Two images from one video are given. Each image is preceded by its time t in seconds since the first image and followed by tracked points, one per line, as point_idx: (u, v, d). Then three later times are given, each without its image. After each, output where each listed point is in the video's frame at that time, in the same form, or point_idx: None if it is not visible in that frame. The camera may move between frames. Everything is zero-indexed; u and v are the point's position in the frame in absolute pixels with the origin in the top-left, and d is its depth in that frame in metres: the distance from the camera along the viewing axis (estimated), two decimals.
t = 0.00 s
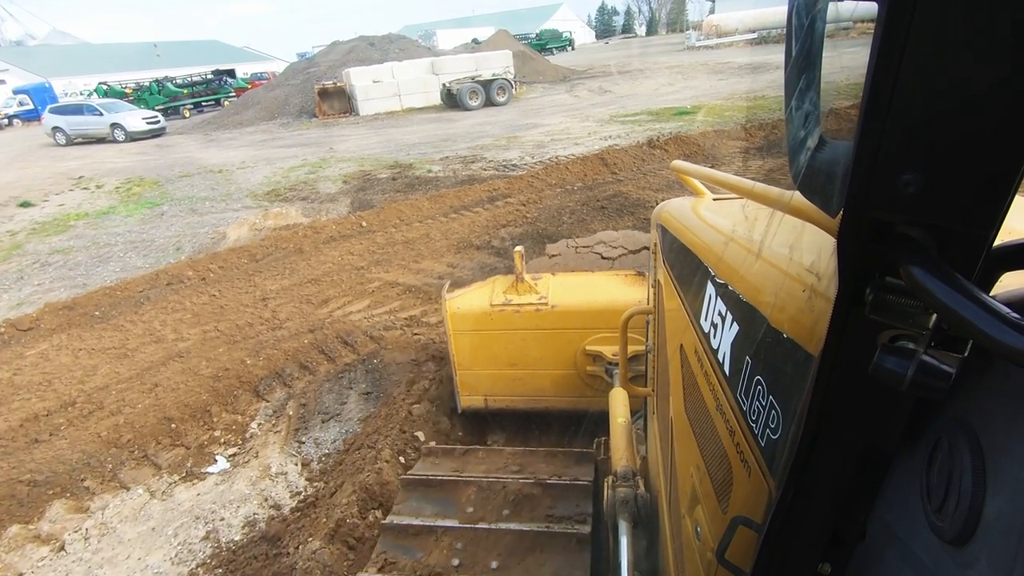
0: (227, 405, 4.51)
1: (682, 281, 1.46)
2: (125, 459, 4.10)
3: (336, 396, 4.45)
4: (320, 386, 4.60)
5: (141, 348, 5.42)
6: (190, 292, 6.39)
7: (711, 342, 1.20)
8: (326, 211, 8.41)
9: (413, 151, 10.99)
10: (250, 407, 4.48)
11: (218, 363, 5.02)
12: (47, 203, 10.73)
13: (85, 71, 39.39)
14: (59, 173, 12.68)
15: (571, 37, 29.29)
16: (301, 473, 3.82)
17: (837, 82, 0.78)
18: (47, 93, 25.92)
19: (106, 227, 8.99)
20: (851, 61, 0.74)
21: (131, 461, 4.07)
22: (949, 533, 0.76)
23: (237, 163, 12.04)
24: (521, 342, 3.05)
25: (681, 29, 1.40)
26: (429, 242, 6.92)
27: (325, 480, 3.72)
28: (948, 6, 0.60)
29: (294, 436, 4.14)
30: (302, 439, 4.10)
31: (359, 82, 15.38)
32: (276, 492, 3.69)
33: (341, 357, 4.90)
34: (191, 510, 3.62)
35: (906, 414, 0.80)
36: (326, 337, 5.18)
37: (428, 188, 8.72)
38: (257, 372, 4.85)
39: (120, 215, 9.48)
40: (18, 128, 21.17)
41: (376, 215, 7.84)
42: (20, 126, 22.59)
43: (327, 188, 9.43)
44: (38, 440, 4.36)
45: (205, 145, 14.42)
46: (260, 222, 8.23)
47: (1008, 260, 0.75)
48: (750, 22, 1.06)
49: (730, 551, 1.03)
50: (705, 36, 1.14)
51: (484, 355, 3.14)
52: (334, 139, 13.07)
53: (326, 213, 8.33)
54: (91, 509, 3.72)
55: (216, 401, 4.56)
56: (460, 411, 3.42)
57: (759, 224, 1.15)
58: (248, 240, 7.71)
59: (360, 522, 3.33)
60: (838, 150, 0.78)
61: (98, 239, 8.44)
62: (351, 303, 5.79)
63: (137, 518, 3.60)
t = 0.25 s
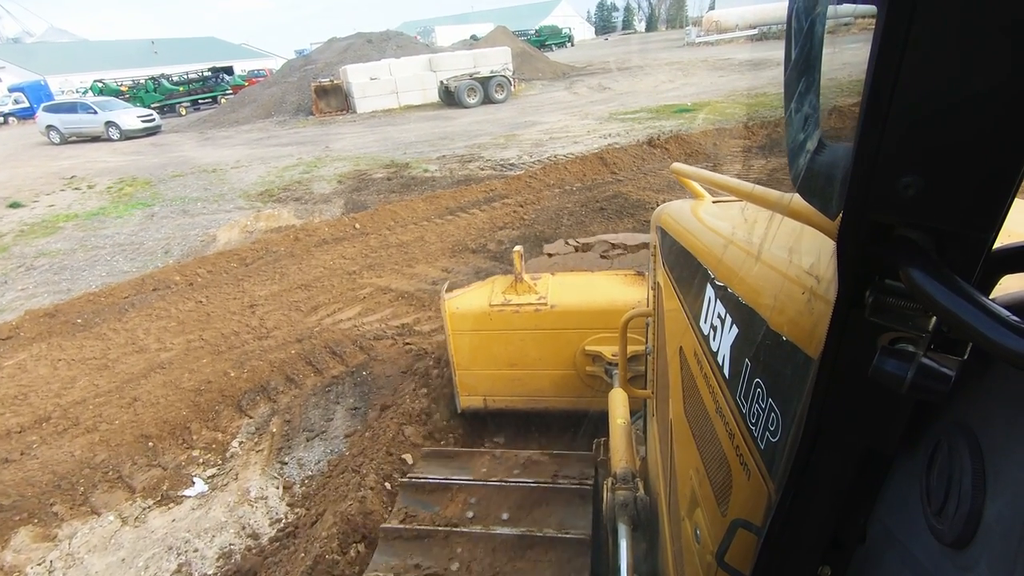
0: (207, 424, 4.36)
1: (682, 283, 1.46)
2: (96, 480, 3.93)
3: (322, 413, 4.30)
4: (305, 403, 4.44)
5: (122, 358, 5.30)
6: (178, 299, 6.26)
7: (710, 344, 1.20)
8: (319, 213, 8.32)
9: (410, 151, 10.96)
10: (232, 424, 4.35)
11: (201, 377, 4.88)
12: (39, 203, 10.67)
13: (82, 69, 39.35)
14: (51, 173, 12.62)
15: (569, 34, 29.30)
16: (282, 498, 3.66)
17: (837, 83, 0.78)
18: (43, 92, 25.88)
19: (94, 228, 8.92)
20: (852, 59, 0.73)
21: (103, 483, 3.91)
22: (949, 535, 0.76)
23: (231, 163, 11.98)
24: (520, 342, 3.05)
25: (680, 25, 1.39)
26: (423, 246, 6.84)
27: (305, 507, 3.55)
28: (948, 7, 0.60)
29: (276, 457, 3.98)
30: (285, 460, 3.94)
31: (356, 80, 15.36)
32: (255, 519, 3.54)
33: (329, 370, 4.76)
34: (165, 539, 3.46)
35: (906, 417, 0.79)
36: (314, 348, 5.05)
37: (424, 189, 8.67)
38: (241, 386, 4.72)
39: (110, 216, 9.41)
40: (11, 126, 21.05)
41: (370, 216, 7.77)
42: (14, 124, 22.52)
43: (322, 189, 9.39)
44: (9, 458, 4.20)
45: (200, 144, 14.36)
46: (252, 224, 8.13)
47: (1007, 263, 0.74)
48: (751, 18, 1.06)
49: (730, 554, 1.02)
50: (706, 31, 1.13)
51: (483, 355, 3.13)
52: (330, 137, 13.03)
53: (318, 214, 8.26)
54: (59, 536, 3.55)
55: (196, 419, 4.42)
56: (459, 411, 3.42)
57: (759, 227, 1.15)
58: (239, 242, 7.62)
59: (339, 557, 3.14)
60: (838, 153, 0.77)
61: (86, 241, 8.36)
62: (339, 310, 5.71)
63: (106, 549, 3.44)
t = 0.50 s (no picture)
0: (186, 443, 4.14)
1: (682, 282, 1.46)
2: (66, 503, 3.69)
3: (308, 430, 4.11)
4: (290, 419, 4.24)
5: (103, 369, 5.09)
6: (164, 305, 6.08)
7: (711, 344, 1.20)
8: (312, 213, 8.20)
9: (407, 149, 10.89)
10: (214, 441, 4.14)
11: (183, 390, 4.68)
12: (30, 203, 10.56)
13: (78, 66, 39.22)
14: (44, 173, 12.54)
15: (568, 30, 29.23)
16: (263, 524, 3.47)
17: (837, 79, 0.77)
18: (39, 90, 25.80)
19: (83, 230, 8.78)
20: (853, 55, 0.73)
21: (72, 507, 3.67)
22: (949, 534, 0.76)
23: (225, 162, 11.89)
24: (521, 340, 3.05)
25: (681, 20, 1.39)
26: (418, 248, 6.70)
27: (288, 535, 3.35)
28: (948, 5, 0.59)
29: (258, 478, 3.78)
30: (267, 482, 3.74)
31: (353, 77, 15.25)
32: (233, 548, 3.34)
33: (317, 383, 4.58)
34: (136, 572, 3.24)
35: (907, 416, 0.79)
36: (302, 359, 4.87)
37: (420, 189, 8.58)
38: (225, 400, 4.53)
39: (99, 218, 9.28)
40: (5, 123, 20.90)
41: (363, 216, 7.66)
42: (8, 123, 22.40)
43: (316, 189, 9.29)
44: None
45: (194, 143, 14.26)
46: (243, 226, 7.98)
47: (1007, 262, 0.74)
48: (752, 13, 1.06)
49: (731, 552, 1.02)
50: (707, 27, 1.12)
51: (483, 353, 3.13)
52: (327, 136, 12.96)
53: (311, 215, 8.12)
54: (25, 567, 3.33)
55: (176, 436, 4.22)
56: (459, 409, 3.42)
57: (759, 226, 1.15)
58: (229, 245, 7.47)
59: None
60: (839, 152, 0.77)
61: (74, 244, 8.23)
62: (330, 317, 5.54)
63: None
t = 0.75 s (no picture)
0: (162, 466, 3.94)
1: (683, 280, 1.46)
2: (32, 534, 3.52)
3: (291, 449, 3.92)
4: (273, 437, 4.05)
5: (81, 384, 4.89)
6: (148, 313, 5.88)
7: (711, 342, 1.20)
8: (305, 215, 8.04)
9: (404, 148, 10.77)
10: (192, 463, 3.95)
11: (162, 407, 4.48)
12: (20, 204, 10.42)
13: (74, 63, 39.01)
14: (35, 173, 12.41)
15: (566, 26, 29.16)
16: (240, 556, 3.28)
17: (838, 76, 0.77)
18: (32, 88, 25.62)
19: (71, 232, 8.61)
20: (855, 50, 0.72)
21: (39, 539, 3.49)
22: (951, 532, 0.76)
23: (219, 161, 11.75)
24: (521, 337, 3.05)
25: (680, 16, 1.38)
26: (411, 253, 6.52)
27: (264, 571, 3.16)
28: (947, 5, 0.59)
29: (237, 504, 3.59)
30: (246, 508, 3.55)
31: (350, 74, 15.21)
32: None
33: (303, 398, 4.38)
34: None
35: (906, 414, 0.79)
36: (287, 372, 4.68)
37: (415, 189, 8.42)
38: (205, 417, 4.33)
39: (88, 219, 9.12)
40: None
41: (356, 218, 7.49)
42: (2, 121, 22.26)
43: (310, 188, 9.15)
44: None
45: (188, 141, 14.10)
46: (233, 228, 7.79)
47: (1008, 260, 0.74)
48: (752, 9, 1.05)
49: (731, 551, 1.03)
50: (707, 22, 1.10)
51: (484, 349, 3.13)
52: (323, 134, 12.84)
53: (304, 217, 7.91)
54: None
55: (151, 458, 4.01)
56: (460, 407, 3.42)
57: (760, 225, 1.15)
58: (218, 248, 7.28)
59: None
60: (840, 151, 0.77)
61: (61, 246, 8.06)
62: (318, 327, 5.33)
63: None
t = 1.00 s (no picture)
0: (129, 497, 3.67)
1: (683, 278, 1.46)
2: None
3: (268, 477, 3.66)
4: (250, 464, 3.78)
5: (52, 402, 4.64)
6: (126, 326, 5.62)
7: (711, 341, 1.20)
8: (295, 219, 7.84)
9: (399, 149, 10.62)
10: (163, 492, 3.68)
11: (133, 430, 4.20)
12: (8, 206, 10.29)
13: (70, 62, 38.86)
14: (25, 175, 12.27)
15: (566, 23, 29.05)
16: None
17: (839, 75, 0.77)
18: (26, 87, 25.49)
19: (56, 237, 8.45)
20: (857, 48, 0.72)
21: None
22: (950, 530, 0.76)
23: (211, 162, 11.62)
24: (521, 335, 3.05)
25: (680, 14, 1.38)
26: (403, 262, 6.24)
27: None
28: (948, 3, 0.59)
29: (207, 540, 3.33)
30: (217, 544, 3.29)
31: (346, 73, 15.12)
32: None
33: (284, 419, 4.10)
34: None
35: (906, 412, 0.80)
36: (269, 390, 4.40)
37: (409, 192, 8.21)
38: (179, 440, 4.06)
39: (74, 223, 8.96)
40: None
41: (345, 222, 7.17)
42: None
43: (302, 191, 8.96)
44: None
45: (181, 141, 13.91)
46: (221, 233, 7.59)
47: (1009, 258, 0.74)
48: (751, 7, 1.05)
49: (731, 549, 1.03)
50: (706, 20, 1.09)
51: (484, 347, 3.13)
52: (318, 135, 12.70)
53: (295, 221, 7.69)
54: None
55: (118, 489, 3.72)
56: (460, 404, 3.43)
57: (760, 223, 1.15)
58: (205, 254, 7.08)
59: None
60: (839, 149, 0.77)
61: (44, 252, 7.91)
62: (303, 341, 5.06)
63: None
